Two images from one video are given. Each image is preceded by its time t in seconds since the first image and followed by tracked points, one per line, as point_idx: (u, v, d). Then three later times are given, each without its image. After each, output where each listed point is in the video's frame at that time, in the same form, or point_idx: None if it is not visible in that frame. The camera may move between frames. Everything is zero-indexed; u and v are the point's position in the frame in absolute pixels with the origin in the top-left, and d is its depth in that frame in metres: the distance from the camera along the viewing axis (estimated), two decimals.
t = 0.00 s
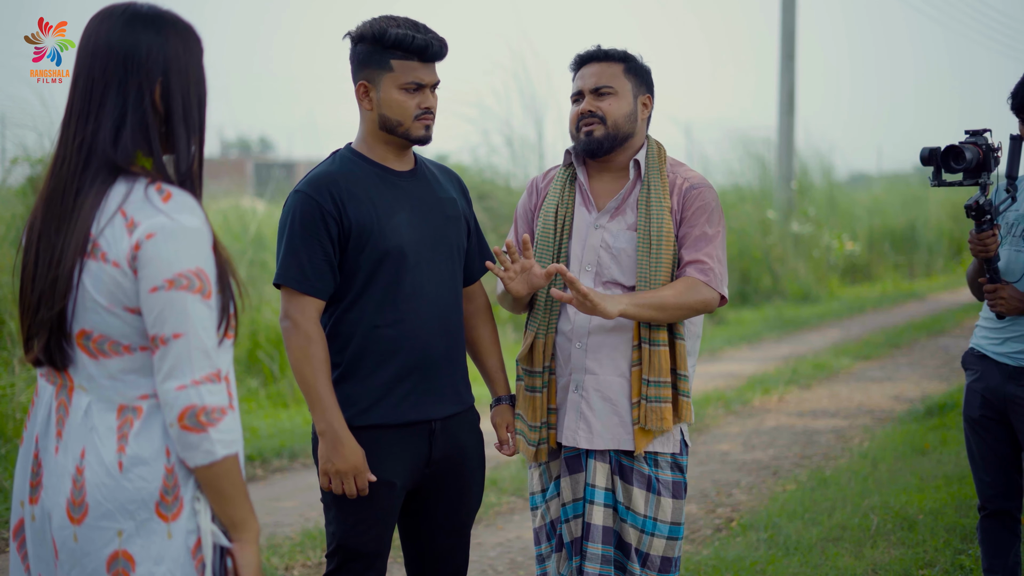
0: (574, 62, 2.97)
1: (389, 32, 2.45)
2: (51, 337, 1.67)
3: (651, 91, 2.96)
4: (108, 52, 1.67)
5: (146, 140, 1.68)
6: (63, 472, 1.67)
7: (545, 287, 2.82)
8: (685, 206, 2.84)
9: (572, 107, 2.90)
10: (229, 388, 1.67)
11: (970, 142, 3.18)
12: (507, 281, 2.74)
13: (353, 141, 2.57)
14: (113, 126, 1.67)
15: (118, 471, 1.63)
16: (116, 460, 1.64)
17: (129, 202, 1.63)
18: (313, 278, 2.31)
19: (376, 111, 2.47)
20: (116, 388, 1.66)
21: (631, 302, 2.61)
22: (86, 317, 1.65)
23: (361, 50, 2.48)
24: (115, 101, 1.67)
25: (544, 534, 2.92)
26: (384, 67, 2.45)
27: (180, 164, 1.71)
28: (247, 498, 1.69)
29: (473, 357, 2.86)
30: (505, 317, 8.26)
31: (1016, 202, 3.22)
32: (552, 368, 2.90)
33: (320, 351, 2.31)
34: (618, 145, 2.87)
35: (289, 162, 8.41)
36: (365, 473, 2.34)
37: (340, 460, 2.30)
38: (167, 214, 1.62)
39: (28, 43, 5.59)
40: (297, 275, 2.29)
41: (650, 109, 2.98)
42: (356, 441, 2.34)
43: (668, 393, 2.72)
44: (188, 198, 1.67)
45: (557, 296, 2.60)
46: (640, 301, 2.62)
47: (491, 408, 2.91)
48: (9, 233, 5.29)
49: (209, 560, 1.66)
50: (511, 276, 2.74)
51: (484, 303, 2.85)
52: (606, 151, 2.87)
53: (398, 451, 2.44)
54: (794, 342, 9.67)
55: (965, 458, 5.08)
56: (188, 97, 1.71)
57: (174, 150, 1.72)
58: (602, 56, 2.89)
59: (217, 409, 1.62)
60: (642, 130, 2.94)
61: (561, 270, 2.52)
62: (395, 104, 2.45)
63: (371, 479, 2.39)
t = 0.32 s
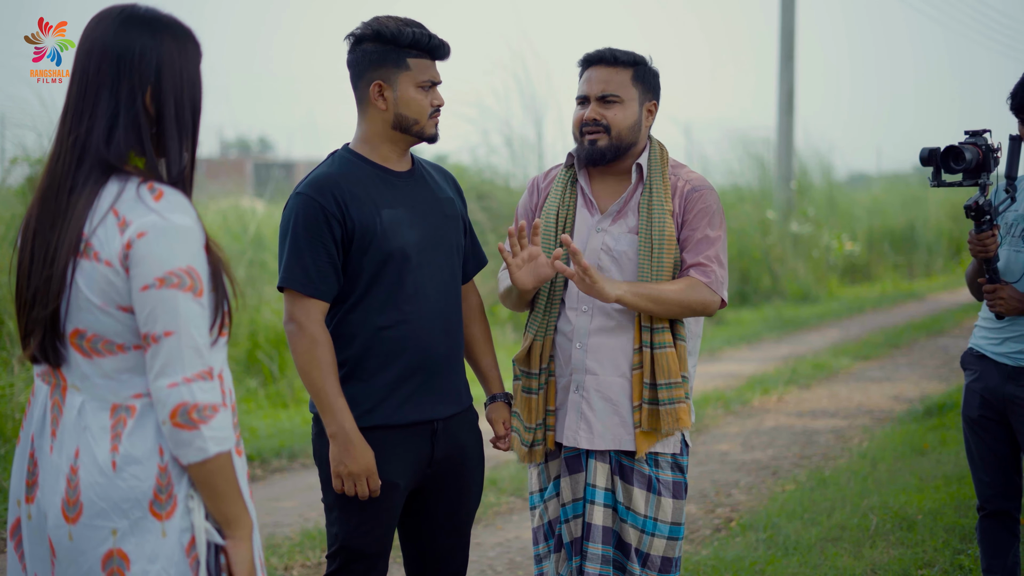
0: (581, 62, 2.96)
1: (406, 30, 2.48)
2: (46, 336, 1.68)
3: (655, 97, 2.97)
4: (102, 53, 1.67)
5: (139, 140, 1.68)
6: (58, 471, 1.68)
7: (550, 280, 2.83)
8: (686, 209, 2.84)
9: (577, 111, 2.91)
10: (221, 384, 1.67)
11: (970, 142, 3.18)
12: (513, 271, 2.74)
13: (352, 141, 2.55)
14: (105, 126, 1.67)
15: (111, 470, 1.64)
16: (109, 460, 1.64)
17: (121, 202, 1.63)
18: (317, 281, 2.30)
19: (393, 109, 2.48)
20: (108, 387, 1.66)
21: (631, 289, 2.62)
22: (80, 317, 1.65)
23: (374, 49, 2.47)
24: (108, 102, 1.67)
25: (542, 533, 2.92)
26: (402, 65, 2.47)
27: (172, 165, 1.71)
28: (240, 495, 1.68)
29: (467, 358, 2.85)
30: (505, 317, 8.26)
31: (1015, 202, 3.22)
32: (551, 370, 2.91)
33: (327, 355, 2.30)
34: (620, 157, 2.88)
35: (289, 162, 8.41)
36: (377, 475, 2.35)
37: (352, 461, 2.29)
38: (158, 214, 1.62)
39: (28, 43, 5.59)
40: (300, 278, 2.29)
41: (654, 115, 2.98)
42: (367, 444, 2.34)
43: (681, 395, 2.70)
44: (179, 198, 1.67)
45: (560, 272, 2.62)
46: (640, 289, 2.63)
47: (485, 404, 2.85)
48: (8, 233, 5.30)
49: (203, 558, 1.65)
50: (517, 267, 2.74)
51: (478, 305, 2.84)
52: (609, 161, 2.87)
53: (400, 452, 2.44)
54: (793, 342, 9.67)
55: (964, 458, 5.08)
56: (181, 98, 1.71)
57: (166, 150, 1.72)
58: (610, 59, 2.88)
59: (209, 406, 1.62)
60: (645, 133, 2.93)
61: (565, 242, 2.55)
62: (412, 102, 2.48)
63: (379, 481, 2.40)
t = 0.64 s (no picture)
0: (578, 58, 2.96)
1: (409, 27, 2.50)
2: (45, 336, 1.69)
3: (653, 93, 2.96)
4: (92, 55, 1.68)
5: (132, 138, 1.68)
6: (55, 469, 1.68)
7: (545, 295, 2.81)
8: (684, 205, 2.83)
9: (574, 104, 2.90)
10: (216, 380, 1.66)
11: (972, 142, 3.18)
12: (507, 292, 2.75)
13: (353, 140, 2.55)
14: (97, 125, 1.67)
15: (106, 468, 1.64)
16: (105, 458, 1.64)
17: (114, 199, 1.63)
18: (324, 278, 2.30)
19: (399, 106, 2.47)
20: (105, 384, 1.66)
21: (628, 304, 2.61)
22: (76, 315, 1.65)
23: (378, 46, 2.47)
24: (99, 103, 1.67)
25: (543, 534, 2.92)
26: (407, 62, 2.47)
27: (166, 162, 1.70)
28: (236, 490, 1.68)
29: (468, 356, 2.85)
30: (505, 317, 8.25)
31: (1017, 201, 3.22)
32: (551, 369, 2.91)
33: (334, 351, 2.30)
34: (616, 147, 2.88)
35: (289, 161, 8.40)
36: (386, 473, 2.34)
37: (361, 460, 2.29)
38: (151, 209, 1.61)
39: (29, 43, 5.59)
40: (308, 277, 2.28)
41: (651, 110, 2.98)
42: (376, 443, 2.34)
43: (671, 392, 2.72)
44: (172, 194, 1.66)
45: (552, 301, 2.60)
46: (636, 303, 2.62)
47: (489, 404, 2.89)
48: (9, 232, 5.29)
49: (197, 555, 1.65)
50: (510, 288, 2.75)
51: (479, 302, 2.84)
52: (604, 151, 2.87)
53: (405, 451, 2.44)
54: (794, 341, 9.67)
55: (965, 458, 5.08)
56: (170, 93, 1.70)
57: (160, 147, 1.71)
58: (608, 54, 2.88)
59: (202, 401, 1.61)
60: (642, 131, 2.93)
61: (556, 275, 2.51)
62: (418, 98, 2.48)
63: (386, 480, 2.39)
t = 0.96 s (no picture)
0: (593, 59, 2.93)
1: (410, 28, 2.49)
2: (37, 336, 1.69)
3: (658, 109, 2.95)
4: (84, 58, 1.68)
5: (120, 138, 1.68)
6: (47, 468, 1.68)
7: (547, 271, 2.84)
8: (679, 211, 2.82)
9: (579, 110, 2.89)
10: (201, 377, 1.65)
11: (971, 142, 3.18)
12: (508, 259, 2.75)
13: (352, 140, 2.55)
14: (87, 127, 1.67)
15: (96, 467, 1.63)
16: (94, 457, 1.64)
17: (102, 198, 1.63)
18: (322, 278, 2.29)
19: (399, 105, 2.47)
20: (94, 383, 1.66)
21: (626, 279, 2.62)
22: (66, 314, 1.65)
23: (379, 46, 2.47)
24: (89, 105, 1.68)
25: (537, 535, 2.92)
26: (408, 63, 2.47)
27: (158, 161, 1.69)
28: (224, 488, 1.66)
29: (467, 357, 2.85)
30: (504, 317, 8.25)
31: (1016, 202, 3.22)
32: (543, 370, 2.90)
33: (332, 351, 2.29)
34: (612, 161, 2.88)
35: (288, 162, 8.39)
36: (385, 473, 2.34)
37: (361, 459, 2.29)
38: (138, 208, 1.61)
39: (28, 44, 5.59)
40: (308, 277, 2.28)
41: (653, 126, 2.96)
42: (375, 442, 2.33)
43: (674, 395, 2.71)
44: (160, 194, 1.65)
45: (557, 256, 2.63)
46: (635, 280, 2.63)
47: (489, 404, 2.84)
48: (8, 233, 5.29)
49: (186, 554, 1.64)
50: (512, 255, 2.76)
51: (478, 304, 2.84)
52: (602, 165, 2.87)
53: (403, 452, 2.43)
54: (793, 342, 9.67)
55: (964, 458, 5.08)
56: (158, 94, 1.68)
57: (149, 148, 1.69)
58: (622, 63, 2.85)
59: (187, 399, 1.60)
60: (643, 140, 2.92)
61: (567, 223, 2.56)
62: (419, 98, 2.48)
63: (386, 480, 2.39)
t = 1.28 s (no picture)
0: (569, 58, 2.96)
1: (408, 29, 2.50)
2: (29, 338, 1.69)
3: (644, 95, 2.97)
4: (77, 61, 1.69)
5: (111, 141, 1.68)
6: (44, 471, 1.68)
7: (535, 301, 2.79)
8: (671, 212, 2.83)
9: (565, 104, 2.89)
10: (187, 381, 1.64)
11: (968, 142, 3.17)
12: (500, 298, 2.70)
13: (349, 141, 2.54)
14: (77, 131, 1.68)
15: (92, 470, 1.64)
16: (90, 461, 1.64)
17: (89, 202, 1.63)
18: (315, 279, 2.29)
19: (396, 106, 2.47)
20: (86, 386, 1.66)
21: (615, 314, 2.60)
22: (56, 317, 1.65)
23: (377, 47, 2.47)
24: (81, 108, 1.68)
25: (529, 536, 2.93)
26: (405, 62, 2.47)
27: (148, 167, 1.69)
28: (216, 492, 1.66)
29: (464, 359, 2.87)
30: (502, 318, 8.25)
31: (1013, 201, 3.21)
32: (538, 371, 2.90)
33: (324, 352, 2.29)
34: (609, 147, 2.87)
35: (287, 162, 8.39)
36: (371, 474, 2.33)
37: (348, 461, 2.28)
38: (123, 212, 1.60)
39: (29, 44, 5.59)
40: (299, 278, 2.27)
41: (642, 111, 2.98)
42: (364, 443, 2.33)
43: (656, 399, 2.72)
44: (147, 197, 1.65)
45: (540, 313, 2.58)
46: (623, 312, 2.61)
47: (484, 407, 2.89)
48: (7, 233, 5.29)
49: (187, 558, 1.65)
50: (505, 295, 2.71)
51: (475, 305, 2.84)
52: (598, 150, 2.85)
53: (399, 453, 2.43)
54: (792, 342, 9.67)
55: (962, 458, 5.09)
56: (149, 97, 1.68)
57: (140, 151, 1.69)
58: (599, 54, 2.89)
59: (172, 404, 1.60)
60: (632, 131, 2.93)
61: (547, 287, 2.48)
62: (416, 99, 2.48)
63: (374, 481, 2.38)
